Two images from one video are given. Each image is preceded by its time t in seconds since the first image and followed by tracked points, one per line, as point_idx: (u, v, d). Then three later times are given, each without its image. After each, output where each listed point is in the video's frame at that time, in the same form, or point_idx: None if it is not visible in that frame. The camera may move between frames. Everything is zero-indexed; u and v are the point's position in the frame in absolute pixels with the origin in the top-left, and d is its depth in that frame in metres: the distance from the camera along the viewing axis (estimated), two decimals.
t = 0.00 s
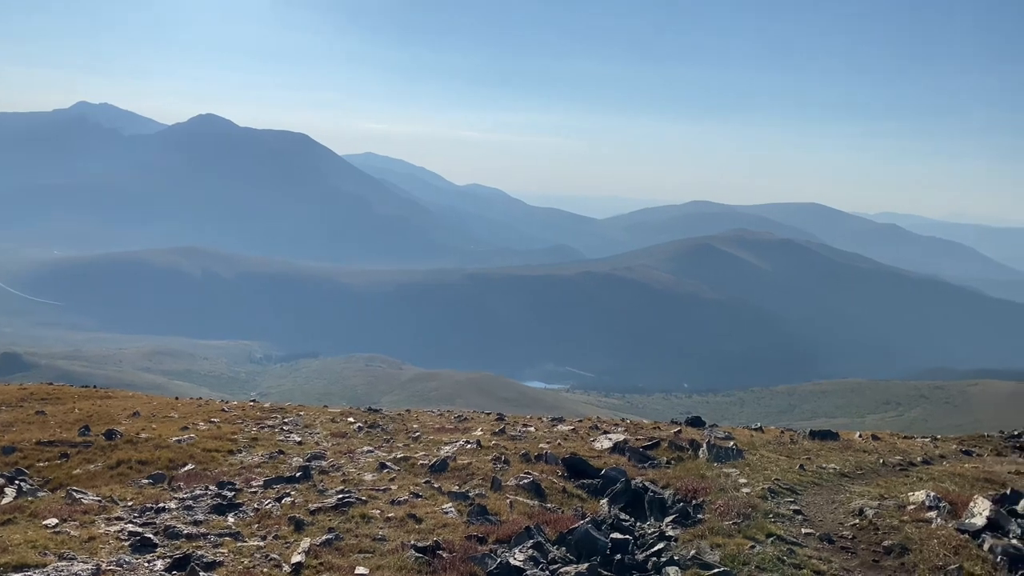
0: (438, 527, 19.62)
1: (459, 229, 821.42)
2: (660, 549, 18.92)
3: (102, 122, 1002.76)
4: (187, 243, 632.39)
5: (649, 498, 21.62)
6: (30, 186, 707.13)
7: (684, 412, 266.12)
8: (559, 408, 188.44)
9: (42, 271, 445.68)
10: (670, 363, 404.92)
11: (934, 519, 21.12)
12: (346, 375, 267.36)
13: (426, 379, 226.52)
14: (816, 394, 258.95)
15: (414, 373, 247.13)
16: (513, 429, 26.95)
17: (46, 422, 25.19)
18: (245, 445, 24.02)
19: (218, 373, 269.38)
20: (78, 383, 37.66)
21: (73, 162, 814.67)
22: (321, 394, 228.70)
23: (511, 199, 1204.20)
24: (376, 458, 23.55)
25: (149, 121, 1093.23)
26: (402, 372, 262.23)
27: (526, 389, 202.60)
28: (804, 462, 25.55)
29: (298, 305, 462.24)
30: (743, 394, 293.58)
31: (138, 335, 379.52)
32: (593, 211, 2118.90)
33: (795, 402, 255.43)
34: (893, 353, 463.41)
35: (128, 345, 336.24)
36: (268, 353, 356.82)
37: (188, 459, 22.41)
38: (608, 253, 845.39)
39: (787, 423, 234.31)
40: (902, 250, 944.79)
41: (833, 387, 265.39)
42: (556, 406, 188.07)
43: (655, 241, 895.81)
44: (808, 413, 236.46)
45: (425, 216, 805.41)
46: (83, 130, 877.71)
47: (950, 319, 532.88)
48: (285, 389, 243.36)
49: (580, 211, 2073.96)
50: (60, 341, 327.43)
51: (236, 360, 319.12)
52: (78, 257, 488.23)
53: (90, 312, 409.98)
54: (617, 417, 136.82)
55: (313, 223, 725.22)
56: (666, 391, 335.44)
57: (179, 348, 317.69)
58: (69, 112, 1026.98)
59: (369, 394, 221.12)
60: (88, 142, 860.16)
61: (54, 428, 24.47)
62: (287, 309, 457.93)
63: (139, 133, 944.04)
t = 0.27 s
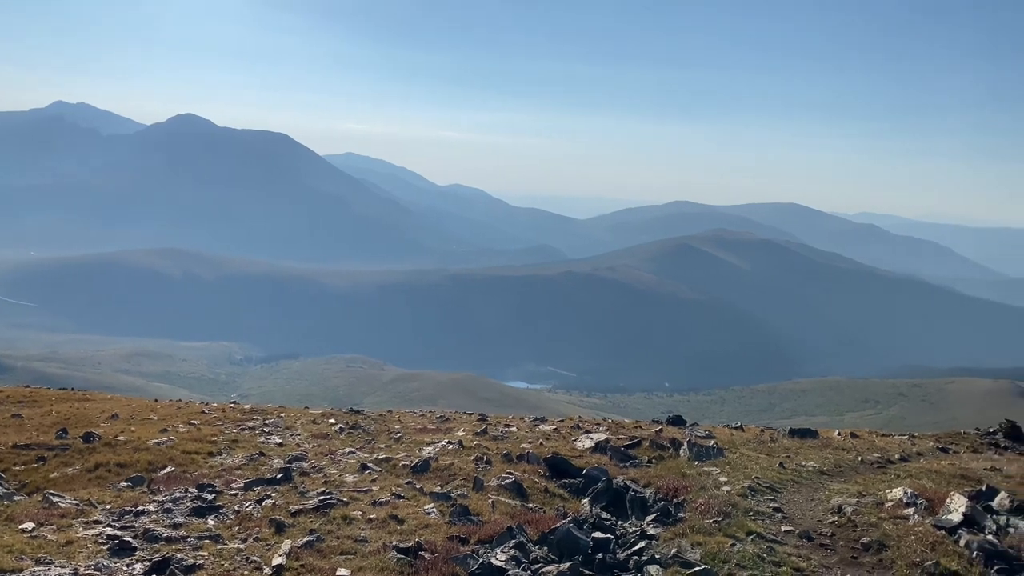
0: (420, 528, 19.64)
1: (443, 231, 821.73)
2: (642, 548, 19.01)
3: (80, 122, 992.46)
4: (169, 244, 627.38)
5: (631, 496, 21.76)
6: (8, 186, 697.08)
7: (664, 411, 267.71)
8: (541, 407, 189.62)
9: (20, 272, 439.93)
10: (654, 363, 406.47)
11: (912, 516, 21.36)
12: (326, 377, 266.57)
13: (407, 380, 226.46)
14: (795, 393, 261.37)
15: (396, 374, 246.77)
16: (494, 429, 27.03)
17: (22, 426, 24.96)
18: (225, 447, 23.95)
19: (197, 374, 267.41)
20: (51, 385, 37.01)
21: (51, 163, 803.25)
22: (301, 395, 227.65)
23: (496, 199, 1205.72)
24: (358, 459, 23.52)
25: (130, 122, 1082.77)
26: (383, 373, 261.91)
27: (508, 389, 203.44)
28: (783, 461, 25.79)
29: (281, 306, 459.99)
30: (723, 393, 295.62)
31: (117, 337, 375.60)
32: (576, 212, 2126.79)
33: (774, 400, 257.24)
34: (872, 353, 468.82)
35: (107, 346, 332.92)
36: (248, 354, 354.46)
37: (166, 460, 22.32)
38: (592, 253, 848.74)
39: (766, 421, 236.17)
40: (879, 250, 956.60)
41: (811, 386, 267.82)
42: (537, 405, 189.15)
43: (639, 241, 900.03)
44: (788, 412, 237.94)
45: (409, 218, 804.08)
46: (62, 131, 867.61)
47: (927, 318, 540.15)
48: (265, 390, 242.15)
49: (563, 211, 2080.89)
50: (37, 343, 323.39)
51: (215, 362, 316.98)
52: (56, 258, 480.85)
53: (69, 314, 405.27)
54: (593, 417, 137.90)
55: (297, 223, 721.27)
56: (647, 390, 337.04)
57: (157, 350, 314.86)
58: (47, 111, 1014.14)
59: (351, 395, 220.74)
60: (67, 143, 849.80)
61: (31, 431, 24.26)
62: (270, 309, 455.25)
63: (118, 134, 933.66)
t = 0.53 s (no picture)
0: (398, 529, 19.64)
1: (424, 234, 822.12)
2: (619, 547, 19.12)
3: (55, 123, 979.20)
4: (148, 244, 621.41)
5: (609, 495, 21.90)
6: None
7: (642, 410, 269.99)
8: (524, 407, 190.99)
9: None
10: (635, 362, 408.25)
11: (883, 511, 21.72)
12: (305, 378, 265.98)
13: (386, 381, 226.96)
14: (771, 390, 264.98)
15: (375, 375, 246.88)
16: (473, 430, 27.13)
17: None
18: (202, 450, 23.83)
19: (174, 377, 265.52)
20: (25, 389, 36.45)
21: (25, 163, 791.06)
22: (281, 396, 227.12)
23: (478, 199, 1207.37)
24: (335, 461, 23.53)
25: (106, 123, 1069.68)
26: (362, 374, 261.85)
27: (488, 390, 205.07)
28: (760, 457, 26.08)
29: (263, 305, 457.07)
30: (700, 392, 299.06)
31: (94, 339, 371.44)
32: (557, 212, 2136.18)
33: (751, 398, 260.76)
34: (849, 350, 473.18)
35: (82, 348, 329.06)
36: (225, 355, 351.93)
37: (142, 464, 22.13)
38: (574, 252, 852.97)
39: (743, 418, 239.10)
40: (855, 250, 970.27)
41: (787, 384, 270.96)
42: (518, 405, 190.57)
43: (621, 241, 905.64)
44: (764, 410, 239.71)
45: (391, 220, 803.11)
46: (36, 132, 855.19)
47: (902, 316, 547.80)
48: (243, 392, 241.21)
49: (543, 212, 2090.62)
50: (12, 346, 318.88)
51: (192, 363, 314.42)
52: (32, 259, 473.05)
53: (45, 316, 399.99)
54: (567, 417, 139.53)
55: (280, 224, 717.31)
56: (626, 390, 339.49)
57: (133, 352, 311.71)
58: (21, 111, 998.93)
59: (330, 395, 220.69)
60: (42, 142, 837.46)
61: (1, 436, 23.90)
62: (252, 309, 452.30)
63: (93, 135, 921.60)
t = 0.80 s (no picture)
0: (370, 530, 19.56)
1: (404, 235, 821.22)
2: (593, 546, 19.13)
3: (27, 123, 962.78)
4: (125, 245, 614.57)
5: (584, 493, 21.91)
6: None
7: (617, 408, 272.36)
8: (502, 407, 191.71)
9: None
10: (615, 362, 411.35)
11: (854, 508, 21.95)
12: (279, 379, 264.72)
13: (362, 383, 226.48)
14: (746, 387, 268.86)
15: (351, 376, 246.07)
16: (448, 430, 27.14)
17: None
18: (173, 453, 23.59)
19: (147, 379, 262.85)
20: None
21: None
22: (256, 399, 225.85)
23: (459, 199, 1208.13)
24: (309, 463, 23.40)
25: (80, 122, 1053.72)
26: (338, 376, 260.96)
27: (465, 390, 205.86)
28: (733, 455, 26.23)
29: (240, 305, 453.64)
30: (676, 389, 301.78)
31: (67, 341, 366.50)
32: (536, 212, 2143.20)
33: (726, 395, 264.10)
34: (823, 348, 477.41)
35: (55, 351, 324.61)
36: (199, 357, 348.81)
37: (112, 467, 21.89)
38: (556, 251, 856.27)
39: (718, 415, 241.98)
40: (833, 249, 983.13)
41: (761, 381, 274.77)
42: (497, 405, 191.24)
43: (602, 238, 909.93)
44: (739, 407, 242.38)
45: (372, 223, 801.42)
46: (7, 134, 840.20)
47: (877, 312, 557.39)
48: (218, 394, 239.57)
49: (522, 212, 2096.79)
50: None
51: (166, 365, 311.55)
52: (5, 261, 464.66)
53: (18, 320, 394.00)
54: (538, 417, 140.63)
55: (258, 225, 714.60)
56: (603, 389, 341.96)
57: (104, 354, 307.64)
58: None
59: (306, 397, 219.84)
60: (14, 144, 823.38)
61: None
62: (230, 309, 448.64)
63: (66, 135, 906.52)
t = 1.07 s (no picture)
0: (343, 531, 19.51)
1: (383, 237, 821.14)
2: (565, 543, 19.22)
3: None
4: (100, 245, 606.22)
5: (557, 492, 22.03)
6: None
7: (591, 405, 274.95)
8: (477, 406, 192.15)
9: None
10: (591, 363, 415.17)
11: (825, 502, 22.22)
12: (250, 380, 262.86)
13: (335, 383, 225.77)
14: (717, 386, 273.65)
15: (324, 377, 244.92)
16: (421, 430, 27.17)
17: None
18: (141, 455, 23.39)
19: (116, 381, 259.55)
20: None
21: None
22: (227, 400, 224.24)
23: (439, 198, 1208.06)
24: (280, 465, 23.29)
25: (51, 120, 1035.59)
26: (312, 377, 259.81)
27: (440, 389, 206.41)
28: (705, 452, 26.49)
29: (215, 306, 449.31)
30: (650, 387, 304.95)
31: (38, 343, 360.65)
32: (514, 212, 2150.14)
33: (698, 393, 268.48)
34: (796, 349, 485.40)
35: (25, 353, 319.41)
36: (168, 359, 344.44)
37: (79, 471, 21.63)
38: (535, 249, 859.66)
39: (691, 411, 245.49)
40: (809, 247, 996.99)
41: (733, 378, 279.92)
42: (471, 404, 191.65)
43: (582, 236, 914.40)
44: (711, 404, 246.34)
45: (351, 224, 798.38)
46: None
47: (847, 310, 567.40)
48: (189, 396, 237.49)
49: (500, 211, 2101.92)
50: None
51: (137, 367, 307.84)
52: None
53: None
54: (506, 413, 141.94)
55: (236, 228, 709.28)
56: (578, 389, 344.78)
57: (73, 356, 303.13)
58: None
59: (278, 398, 218.77)
60: None
61: None
62: (207, 310, 444.30)
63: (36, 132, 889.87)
